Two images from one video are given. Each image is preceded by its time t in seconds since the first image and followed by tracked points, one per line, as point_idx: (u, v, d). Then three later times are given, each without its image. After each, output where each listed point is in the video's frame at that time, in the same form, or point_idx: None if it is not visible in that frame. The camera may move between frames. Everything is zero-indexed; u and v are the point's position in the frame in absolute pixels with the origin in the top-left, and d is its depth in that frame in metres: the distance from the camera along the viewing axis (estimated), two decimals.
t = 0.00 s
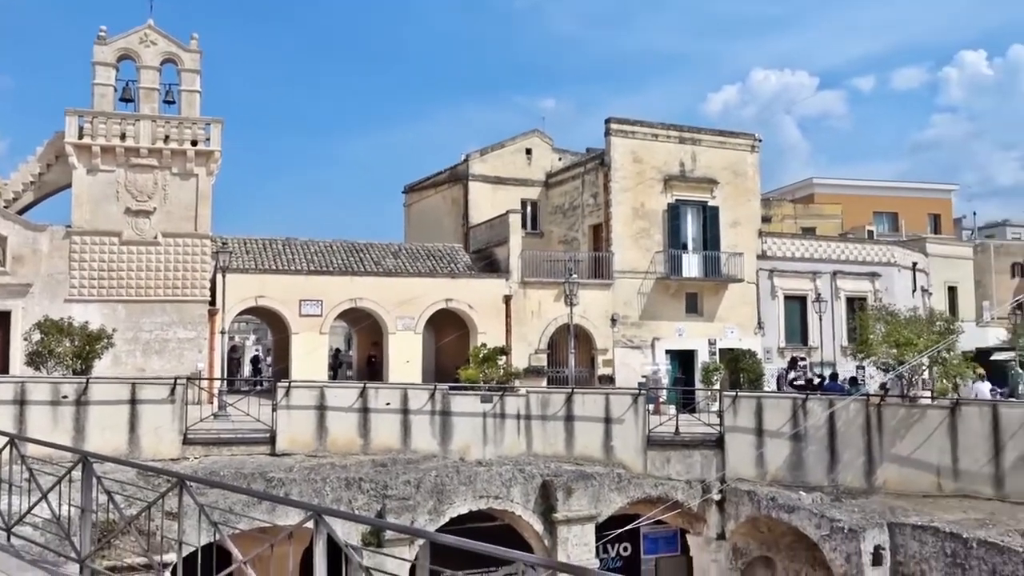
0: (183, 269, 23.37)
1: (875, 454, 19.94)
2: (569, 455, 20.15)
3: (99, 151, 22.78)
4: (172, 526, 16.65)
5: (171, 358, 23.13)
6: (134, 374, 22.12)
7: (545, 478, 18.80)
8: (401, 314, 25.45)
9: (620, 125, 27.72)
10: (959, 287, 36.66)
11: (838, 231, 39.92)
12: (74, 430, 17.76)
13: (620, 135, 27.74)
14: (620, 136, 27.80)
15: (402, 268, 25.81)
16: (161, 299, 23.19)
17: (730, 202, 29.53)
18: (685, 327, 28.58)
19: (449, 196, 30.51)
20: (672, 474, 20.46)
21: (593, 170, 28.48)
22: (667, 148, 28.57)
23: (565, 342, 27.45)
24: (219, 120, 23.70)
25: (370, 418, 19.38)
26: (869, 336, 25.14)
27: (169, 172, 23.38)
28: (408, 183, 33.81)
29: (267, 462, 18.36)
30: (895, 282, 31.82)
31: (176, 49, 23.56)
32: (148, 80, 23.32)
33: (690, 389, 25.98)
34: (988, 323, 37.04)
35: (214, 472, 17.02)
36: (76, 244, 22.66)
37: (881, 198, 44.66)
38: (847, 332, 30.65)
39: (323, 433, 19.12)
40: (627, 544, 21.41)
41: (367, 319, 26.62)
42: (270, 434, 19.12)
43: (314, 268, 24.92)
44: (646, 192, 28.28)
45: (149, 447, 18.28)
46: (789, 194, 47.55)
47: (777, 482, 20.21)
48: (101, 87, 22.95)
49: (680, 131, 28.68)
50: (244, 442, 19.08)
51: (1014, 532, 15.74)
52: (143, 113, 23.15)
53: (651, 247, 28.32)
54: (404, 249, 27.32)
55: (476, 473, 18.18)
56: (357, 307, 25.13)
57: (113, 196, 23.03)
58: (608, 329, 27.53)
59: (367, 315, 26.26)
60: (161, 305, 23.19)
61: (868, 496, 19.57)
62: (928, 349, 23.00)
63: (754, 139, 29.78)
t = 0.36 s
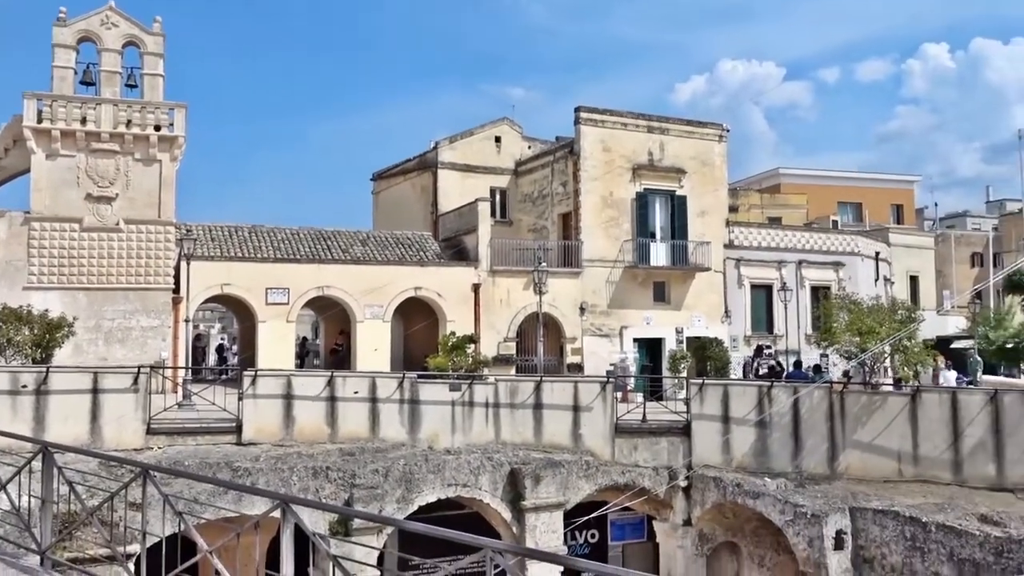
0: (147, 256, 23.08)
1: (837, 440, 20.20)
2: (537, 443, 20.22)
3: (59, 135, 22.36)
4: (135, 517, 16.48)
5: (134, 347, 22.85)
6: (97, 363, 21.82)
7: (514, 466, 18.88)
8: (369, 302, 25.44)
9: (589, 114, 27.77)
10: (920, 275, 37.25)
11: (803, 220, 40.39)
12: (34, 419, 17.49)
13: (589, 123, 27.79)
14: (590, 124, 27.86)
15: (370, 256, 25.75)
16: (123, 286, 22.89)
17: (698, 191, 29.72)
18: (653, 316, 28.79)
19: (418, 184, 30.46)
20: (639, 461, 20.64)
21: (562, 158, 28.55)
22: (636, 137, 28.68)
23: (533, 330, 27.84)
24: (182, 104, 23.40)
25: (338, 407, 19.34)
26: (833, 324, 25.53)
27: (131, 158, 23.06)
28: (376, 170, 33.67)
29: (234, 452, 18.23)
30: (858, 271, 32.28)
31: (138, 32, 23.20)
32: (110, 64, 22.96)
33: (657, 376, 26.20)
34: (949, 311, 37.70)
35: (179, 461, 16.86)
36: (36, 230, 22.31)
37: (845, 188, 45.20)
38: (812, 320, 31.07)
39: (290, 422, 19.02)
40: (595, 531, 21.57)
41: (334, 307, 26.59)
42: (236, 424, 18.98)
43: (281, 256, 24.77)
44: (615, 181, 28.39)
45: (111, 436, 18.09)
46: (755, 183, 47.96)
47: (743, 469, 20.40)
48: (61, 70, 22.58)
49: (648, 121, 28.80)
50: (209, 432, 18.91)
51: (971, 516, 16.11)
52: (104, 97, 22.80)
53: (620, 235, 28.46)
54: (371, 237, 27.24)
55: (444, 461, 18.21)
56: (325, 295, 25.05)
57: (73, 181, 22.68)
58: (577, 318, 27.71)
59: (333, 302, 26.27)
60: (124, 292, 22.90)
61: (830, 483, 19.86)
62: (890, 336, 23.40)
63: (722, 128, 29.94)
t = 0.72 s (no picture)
0: (106, 242, 22.72)
1: (798, 426, 20.36)
2: (503, 430, 20.29)
3: (15, 119, 21.98)
4: (95, 507, 16.30)
5: (93, 335, 22.42)
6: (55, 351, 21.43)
7: (480, 453, 18.95)
8: (334, 290, 25.35)
9: (555, 102, 27.81)
10: (879, 264, 37.83)
11: (766, 210, 40.80)
12: None
13: (556, 111, 27.83)
14: (557, 112, 27.91)
15: (334, 244, 25.61)
16: (82, 273, 22.51)
17: (663, 180, 29.92)
18: (619, 304, 28.97)
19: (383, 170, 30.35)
20: (604, 448, 20.77)
21: (529, 146, 28.60)
22: (603, 126, 28.78)
23: (499, 318, 27.89)
24: (142, 88, 23.05)
25: (303, 395, 19.27)
26: (794, 312, 25.91)
27: (90, 143, 22.69)
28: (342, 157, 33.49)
29: (197, 440, 18.09)
30: (819, 260, 32.72)
31: (97, 14, 22.80)
32: (67, 46, 22.56)
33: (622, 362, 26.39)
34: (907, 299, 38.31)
35: (141, 451, 16.67)
36: None
37: (807, 178, 45.70)
38: (774, 308, 31.42)
39: (254, 411, 18.92)
40: (561, 518, 21.78)
41: (299, 294, 26.47)
42: (199, 413, 18.82)
43: (243, 243, 24.56)
44: (581, 169, 28.49)
45: (70, 426, 17.86)
46: (719, 172, 48.36)
47: (705, 455, 20.59)
48: (17, 52, 22.15)
49: (615, 109, 28.88)
50: (172, 421, 18.75)
51: (927, 499, 16.46)
52: (62, 80, 22.41)
53: (586, 224, 28.60)
54: (336, 224, 27.11)
55: (410, 449, 18.22)
56: (289, 282, 24.91)
57: (30, 166, 22.29)
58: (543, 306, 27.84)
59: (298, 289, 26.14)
60: (83, 280, 22.51)
61: (791, 468, 20.00)
62: (849, 324, 23.78)
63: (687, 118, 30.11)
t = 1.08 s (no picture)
0: (61, 229, 22.30)
1: (757, 413, 20.66)
2: (466, 418, 20.34)
3: None
4: (51, 499, 16.11)
5: (48, 325, 21.99)
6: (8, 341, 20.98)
7: (443, 442, 18.98)
8: (295, 279, 25.20)
9: (519, 90, 27.82)
10: (837, 254, 38.40)
11: (727, 200, 41.23)
12: None
13: (519, 100, 27.85)
14: (520, 101, 27.93)
15: (296, 232, 25.45)
16: (36, 261, 22.03)
17: (626, 169, 30.08)
18: (581, 292, 29.14)
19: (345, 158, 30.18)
20: (566, 435, 20.90)
21: (492, 134, 28.60)
22: (566, 115, 28.85)
23: (463, 307, 27.93)
24: (98, 72, 22.67)
25: (264, 384, 19.15)
26: (755, 301, 26.28)
27: (43, 128, 22.22)
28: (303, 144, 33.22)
29: (156, 431, 17.89)
30: (778, 249, 33.14)
31: None
32: (19, 28, 22.10)
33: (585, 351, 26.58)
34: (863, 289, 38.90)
35: (98, 441, 16.45)
36: None
37: (767, 168, 46.18)
38: (735, 297, 31.78)
39: (214, 400, 18.78)
40: (523, 505, 21.93)
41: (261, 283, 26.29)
42: (158, 403, 18.62)
43: (203, 231, 24.30)
44: (544, 158, 28.57)
45: (25, 417, 17.56)
46: (682, 162, 48.70)
47: (667, 442, 20.81)
48: None
49: (578, 99, 28.96)
50: (131, 411, 18.53)
51: (881, 483, 16.81)
52: (14, 63, 21.94)
53: (549, 213, 28.68)
54: (297, 212, 26.92)
55: (373, 438, 18.21)
56: (250, 271, 24.72)
57: None
58: (506, 294, 27.91)
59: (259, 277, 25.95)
60: (36, 268, 22.05)
61: (750, 454, 20.31)
62: (806, 313, 24.20)
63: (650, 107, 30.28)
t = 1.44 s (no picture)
0: (9, 218, 21.69)
1: (715, 401, 20.91)
2: (428, 409, 20.33)
3: None
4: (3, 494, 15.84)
5: None
6: None
7: (404, 432, 18.97)
8: (253, 269, 24.98)
9: (478, 80, 27.79)
10: (794, 245, 38.95)
11: (686, 191, 41.64)
12: None
13: (479, 89, 27.83)
14: (480, 90, 27.91)
15: (253, 221, 25.21)
16: None
17: (586, 160, 30.20)
18: (542, 283, 29.24)
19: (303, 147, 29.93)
20: (527, 425, 20.98)
21: (452, 124, 28.56)
22: (526, 105, 28.88)
23: (423, 297, 27.92)
24: (47, 57, 22.21)
25: (221, 375, 18.98)
26: (713, 291, 26.61)
27: None
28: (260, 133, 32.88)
29: (111, 423, 17.64)
30: (737, 240, 33.53)
31: None
32: None
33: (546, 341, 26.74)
34: (819, 280, 39.48)
35: (51, 434, 16.16)
36: None
37: (726, 160, 46.66)
38: (694, 287, 32.13)
39: (171, 392, 18.58)
40: (485, 495, 22.00)
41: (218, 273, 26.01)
42: (113, 395, 18.36)
43: (158, 220, 23.94)
44: (505, 148, 28.58)
45: None
46: (641, 154, 49.02)
47: (627, 431, 21.01)
48: None
49: (538, 89, 29.00)
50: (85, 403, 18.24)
51: (835, 469, 17.14)
52: None
53: (510, 203, 28.72)
54: (254, 201, 26.66)
55: (333, 429, 18.15)
56: (206, 261, 24.45)
57: None
58: (467, 285, 27.93)
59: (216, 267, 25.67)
60: None
61: (709, 442, 20.57)
62: (763, 303, 24.57)
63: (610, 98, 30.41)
